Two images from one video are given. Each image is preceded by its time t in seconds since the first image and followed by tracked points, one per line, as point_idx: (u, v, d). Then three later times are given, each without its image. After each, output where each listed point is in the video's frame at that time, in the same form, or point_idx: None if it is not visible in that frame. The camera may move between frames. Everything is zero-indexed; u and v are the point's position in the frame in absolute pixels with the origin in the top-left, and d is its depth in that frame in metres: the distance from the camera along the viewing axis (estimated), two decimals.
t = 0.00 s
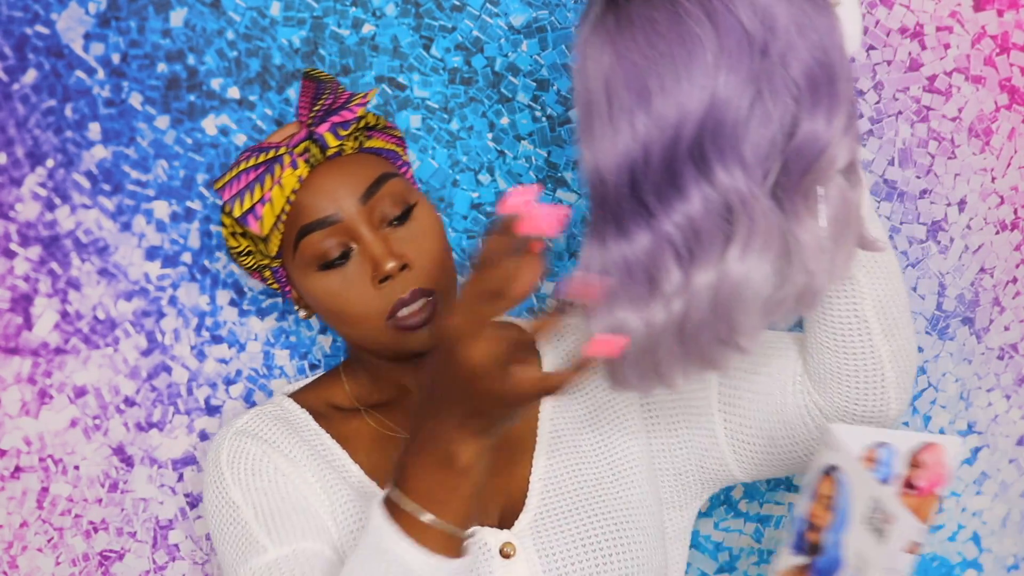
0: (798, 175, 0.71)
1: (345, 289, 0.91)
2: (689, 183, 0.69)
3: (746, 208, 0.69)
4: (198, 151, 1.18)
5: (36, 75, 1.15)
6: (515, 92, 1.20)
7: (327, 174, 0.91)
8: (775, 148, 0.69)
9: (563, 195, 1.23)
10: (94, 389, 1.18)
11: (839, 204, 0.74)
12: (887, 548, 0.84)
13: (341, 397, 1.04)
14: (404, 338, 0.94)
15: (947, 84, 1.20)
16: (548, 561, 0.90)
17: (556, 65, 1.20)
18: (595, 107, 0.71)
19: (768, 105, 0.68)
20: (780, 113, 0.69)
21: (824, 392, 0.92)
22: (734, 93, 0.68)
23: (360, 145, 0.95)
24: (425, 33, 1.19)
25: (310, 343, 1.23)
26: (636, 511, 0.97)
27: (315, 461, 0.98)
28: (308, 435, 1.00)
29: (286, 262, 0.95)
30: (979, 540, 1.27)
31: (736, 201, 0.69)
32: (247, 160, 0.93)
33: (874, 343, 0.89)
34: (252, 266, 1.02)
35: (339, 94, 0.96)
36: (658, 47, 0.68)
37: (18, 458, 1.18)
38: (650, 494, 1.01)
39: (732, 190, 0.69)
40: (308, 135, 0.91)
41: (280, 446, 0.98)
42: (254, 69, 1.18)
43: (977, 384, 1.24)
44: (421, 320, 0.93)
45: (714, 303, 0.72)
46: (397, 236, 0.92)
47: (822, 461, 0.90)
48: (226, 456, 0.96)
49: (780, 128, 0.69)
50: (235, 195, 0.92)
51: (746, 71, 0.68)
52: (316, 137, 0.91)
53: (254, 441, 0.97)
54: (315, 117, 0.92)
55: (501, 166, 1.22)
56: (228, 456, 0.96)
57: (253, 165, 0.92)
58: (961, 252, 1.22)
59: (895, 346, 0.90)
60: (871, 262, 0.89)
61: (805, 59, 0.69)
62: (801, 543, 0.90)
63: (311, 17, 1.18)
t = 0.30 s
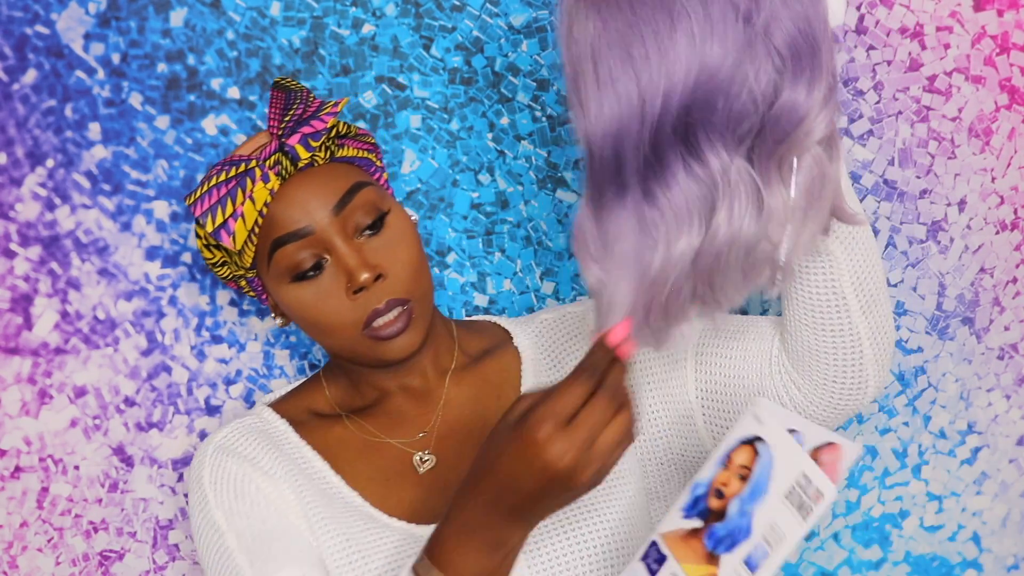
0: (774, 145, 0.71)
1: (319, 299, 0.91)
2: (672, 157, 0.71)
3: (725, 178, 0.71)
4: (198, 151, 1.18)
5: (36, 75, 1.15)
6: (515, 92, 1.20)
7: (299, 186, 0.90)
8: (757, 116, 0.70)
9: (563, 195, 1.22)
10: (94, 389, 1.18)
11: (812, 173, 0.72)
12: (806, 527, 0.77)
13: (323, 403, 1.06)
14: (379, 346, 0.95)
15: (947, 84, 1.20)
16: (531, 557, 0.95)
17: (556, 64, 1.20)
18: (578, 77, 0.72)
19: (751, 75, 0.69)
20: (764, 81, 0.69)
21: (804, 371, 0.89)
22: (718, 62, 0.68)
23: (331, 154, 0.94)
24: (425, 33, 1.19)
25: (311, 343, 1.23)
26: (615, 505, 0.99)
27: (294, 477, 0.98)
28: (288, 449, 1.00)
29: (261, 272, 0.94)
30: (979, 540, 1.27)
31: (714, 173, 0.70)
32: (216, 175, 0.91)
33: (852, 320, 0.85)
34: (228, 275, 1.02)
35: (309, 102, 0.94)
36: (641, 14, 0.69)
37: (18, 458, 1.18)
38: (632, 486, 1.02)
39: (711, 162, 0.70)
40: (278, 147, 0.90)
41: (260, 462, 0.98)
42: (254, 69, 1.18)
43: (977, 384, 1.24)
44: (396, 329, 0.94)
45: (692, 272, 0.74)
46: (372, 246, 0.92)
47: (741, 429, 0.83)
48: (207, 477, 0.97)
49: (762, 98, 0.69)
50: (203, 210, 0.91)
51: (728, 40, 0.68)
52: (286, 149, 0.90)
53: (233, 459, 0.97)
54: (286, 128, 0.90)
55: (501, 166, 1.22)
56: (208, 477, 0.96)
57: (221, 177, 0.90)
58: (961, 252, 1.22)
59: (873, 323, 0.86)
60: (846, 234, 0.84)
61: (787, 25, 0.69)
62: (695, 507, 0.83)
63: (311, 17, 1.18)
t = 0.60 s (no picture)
0: (754, 112, 0.74)
1: (302, 306, 0.92)
2: (652, 121, 0.75)
3: (708, 138, 0.74)
4: (198, 151, 1.18)
5: (36, 75, 1.15)
6: (515, 92, 1.20)
7: (281, 194, 0.91)
8: (735, 83, 0.74)
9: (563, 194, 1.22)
10: (94, 389, 1.18)
11: (792, 143, 0.75)
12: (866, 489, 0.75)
13: (313, 405, 1.07)
14: (363, 353, 0.94)
15: (947, 84, 1.20)
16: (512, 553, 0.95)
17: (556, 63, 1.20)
18: (557, 45, 0.77)
19: (726, 42, 0.73)
20: (740, 49, 0.73)
21: (791, 361, 0.88)
22: (694, 29, 0.73)
23: (314, 162, 0.94)
24: (425, 33, 1.19)
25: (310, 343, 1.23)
26: (604, 500, 0.99)
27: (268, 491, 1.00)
28: (265, 459, 1.02)
29: (246, 279, 0.96)
30: (979, 540, 1.27)
31: (698, 132, 0.74)
32: (199, 184, 0.93)
33: (838, 309, 0.84)
34: (216, 281, 1.03)
35: (292, 109, 0.95)
36: None
37: (18, 458, 1.18)
38: (625, 481, 1.01)
39: (692, 121, 0.74)
40: (260, 155, 0.91)
41: (233, 475, 1.00)
42: (254, 69, 1.18)
43: (977, 384, 1.24)
44: (378, 335, 0.93)
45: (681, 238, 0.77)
46: (354, 253, 0.92)
47: (752, 405, 0.78)
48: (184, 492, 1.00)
49: (740, 65, 0.73)
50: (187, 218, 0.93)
51: (705, 7, 0.72)
52: (267, 157, 0.91)
53: (208, 474, 1.00)
54: (268, 136, 0.91)
55: (501, 166, 1.22)
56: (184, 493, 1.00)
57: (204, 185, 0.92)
58: (961, 252, 1.22)
59: (860, 312, 0.85)
60: (830, 219, 0.84)
61: None
62: (715, 496, 0.78)
63: (311, 17, 1.18)
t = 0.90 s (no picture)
0: (738, 110, 0.79)
1: (291, 310, 0.92)
2: (632, 119, 0.80)
3: (688, 137, 0.79)
4: (198, 151, 1.18)
5: (36, 75, 1.15)
6: (515, 92, 1.20)
7: (272, 198, 0.91)
8: (716, 82, 0.79)
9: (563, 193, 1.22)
10: (94, 389, 1.18)
11: (779, 138, 0.80)
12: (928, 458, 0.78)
13: (304, 405, 1.07)
14: (353, 357, 0.94)
15: (947, 84, 1.20)
16: (497, 552, 0.94)
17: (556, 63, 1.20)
18: (541, 47, 0.83)
19: (706, 41, 0.79)
20: (720, 48, 0.79)
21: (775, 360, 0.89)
22: (674, 29, 0.78)
23: (305, 166, 0.94)
24: (425, 34, 1.19)
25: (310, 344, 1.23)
26: (592, 498, 0.98)
27: (254, 494, 1.01)
28: (253, 462, 1.02)
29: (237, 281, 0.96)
30: (979, 540, 1.27)
31: (678, 135, 0.79)
32: (190, 187, 0.93)
33: (827, 305, 0.86)
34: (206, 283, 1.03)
35: (284, 112, 0.96)
36: None
37: (18, 458, 1.18)
38: (612, 481, 1.00)
39: (672, 121, 0.79)
40: (251, 159, 0.91)
41: (221, 480, 1.02)
42: (254, 69, 1.18)
43: (977, 384, 1.24)
44: (368, 340, 0.93)
45: (658, 241, 0.80)
46: (345, 258, 0.92)
47: (787, 401, 0.80)
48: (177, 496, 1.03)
49: (721, 66, 0.79)
50: (177, 222, 0.93)
51: (684, 7, 0.78)
52: (259, 161, 0.91)
53: (196, 479, 1.02)
54: (259, 139, 0.92)
55: (501, 166, 1.22)
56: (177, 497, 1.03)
57: (195, 190, 0.93)
58: (961, 252, 1.22)
59: (850, 308, 0.87)
60: (818, 216, 0.87)
61: None
62: (775, 496, 0.80)
63: (311, 17, 1.18)
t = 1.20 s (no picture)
0: (723, 117, 0.77)
1: (296, 311, 0.93)
2: (618, 125, 0.77)
3: (673, 146, 0.76)
4: (198, 151, 1.18)
5: (36, 75, 1.15)
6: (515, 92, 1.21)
7: (279, 200, 0.91)
8: (700, 89, 0.76)
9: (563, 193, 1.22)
10: (94, 389, 1.18)
11: (762, 145, 0.78)
12: (886, 461, 0.78)
13: (303, 405, 1.07)
14: (356, 358, 0.94)
15: (947, 84, 1.20)
16: (492, 553, 0.94)
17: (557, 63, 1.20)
18: (526, 51, 0.79)
19: (690, 48, 0.76)
20: (705, 55, 0.76)
21: (774, 364, 0.89)
22: (658, 35, 0.75)
23: (312, 167, 0.94)
24: (425, 34, 1.19)
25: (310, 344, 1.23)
26: (588, 499, 0.98)
27: (251, 495, 1.02)
28: (250, 463, 1.03)
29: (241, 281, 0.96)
30: (979, 540, 1.27)
31: (664, 141, 0.76)
32: (196, 188, 0.93)
33: (820, 308, 0.85)
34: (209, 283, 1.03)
35: (291, 112, 0.95)
36: None
37: (18, 458, 1.18)
38: (610, 481, 1.00)
39: (658, 129, 0.76)
40: (258, 160, 0.91)
41: (219, 481, 1.03)
42: (254, 69, 1.18)
43: (977, 384, 1.24)
44: (371, 342, 0.93)
45: (645, 248, 0.77)
46: (350, 260, 0.92)
47: (754, 407, 0.75)
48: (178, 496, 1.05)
49: (706, 72, 0.76)
50: (183, 222, 0.93)
51: (668, 14, 0.75)
52: (267, 162, 0.91)
53: (195, 480, 1.04)
54: (267, 140, 0.92)
55: (501, 166, 1.22)
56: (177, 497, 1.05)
57: (201, 190, 0.92)
58: (961, 252, 1.22)
59: (844, 312, 0.86)
60: (809, 219, 0.85)
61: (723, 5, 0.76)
62: (747, 502, 0.74)
63: (311, 17, 1.18)
